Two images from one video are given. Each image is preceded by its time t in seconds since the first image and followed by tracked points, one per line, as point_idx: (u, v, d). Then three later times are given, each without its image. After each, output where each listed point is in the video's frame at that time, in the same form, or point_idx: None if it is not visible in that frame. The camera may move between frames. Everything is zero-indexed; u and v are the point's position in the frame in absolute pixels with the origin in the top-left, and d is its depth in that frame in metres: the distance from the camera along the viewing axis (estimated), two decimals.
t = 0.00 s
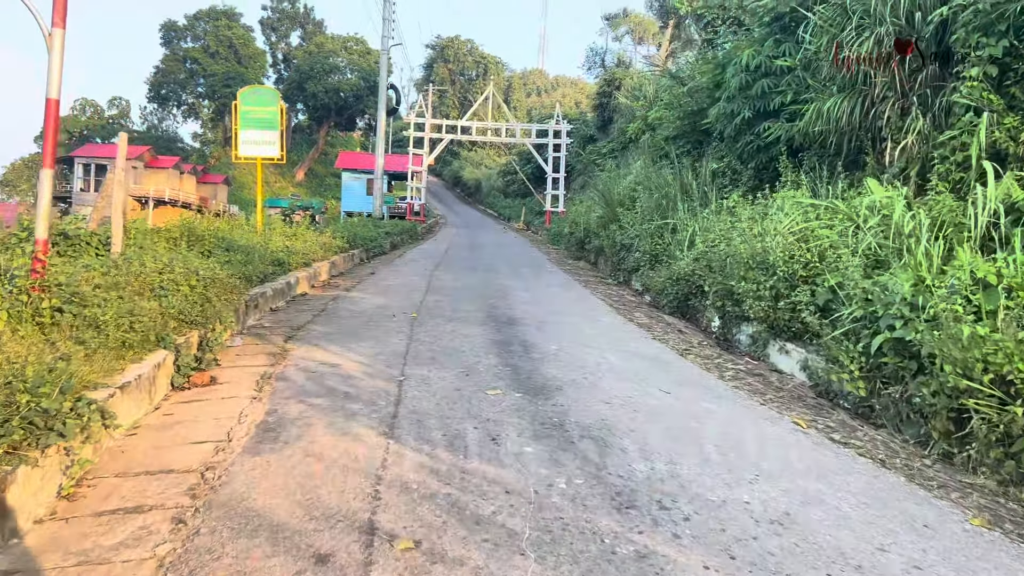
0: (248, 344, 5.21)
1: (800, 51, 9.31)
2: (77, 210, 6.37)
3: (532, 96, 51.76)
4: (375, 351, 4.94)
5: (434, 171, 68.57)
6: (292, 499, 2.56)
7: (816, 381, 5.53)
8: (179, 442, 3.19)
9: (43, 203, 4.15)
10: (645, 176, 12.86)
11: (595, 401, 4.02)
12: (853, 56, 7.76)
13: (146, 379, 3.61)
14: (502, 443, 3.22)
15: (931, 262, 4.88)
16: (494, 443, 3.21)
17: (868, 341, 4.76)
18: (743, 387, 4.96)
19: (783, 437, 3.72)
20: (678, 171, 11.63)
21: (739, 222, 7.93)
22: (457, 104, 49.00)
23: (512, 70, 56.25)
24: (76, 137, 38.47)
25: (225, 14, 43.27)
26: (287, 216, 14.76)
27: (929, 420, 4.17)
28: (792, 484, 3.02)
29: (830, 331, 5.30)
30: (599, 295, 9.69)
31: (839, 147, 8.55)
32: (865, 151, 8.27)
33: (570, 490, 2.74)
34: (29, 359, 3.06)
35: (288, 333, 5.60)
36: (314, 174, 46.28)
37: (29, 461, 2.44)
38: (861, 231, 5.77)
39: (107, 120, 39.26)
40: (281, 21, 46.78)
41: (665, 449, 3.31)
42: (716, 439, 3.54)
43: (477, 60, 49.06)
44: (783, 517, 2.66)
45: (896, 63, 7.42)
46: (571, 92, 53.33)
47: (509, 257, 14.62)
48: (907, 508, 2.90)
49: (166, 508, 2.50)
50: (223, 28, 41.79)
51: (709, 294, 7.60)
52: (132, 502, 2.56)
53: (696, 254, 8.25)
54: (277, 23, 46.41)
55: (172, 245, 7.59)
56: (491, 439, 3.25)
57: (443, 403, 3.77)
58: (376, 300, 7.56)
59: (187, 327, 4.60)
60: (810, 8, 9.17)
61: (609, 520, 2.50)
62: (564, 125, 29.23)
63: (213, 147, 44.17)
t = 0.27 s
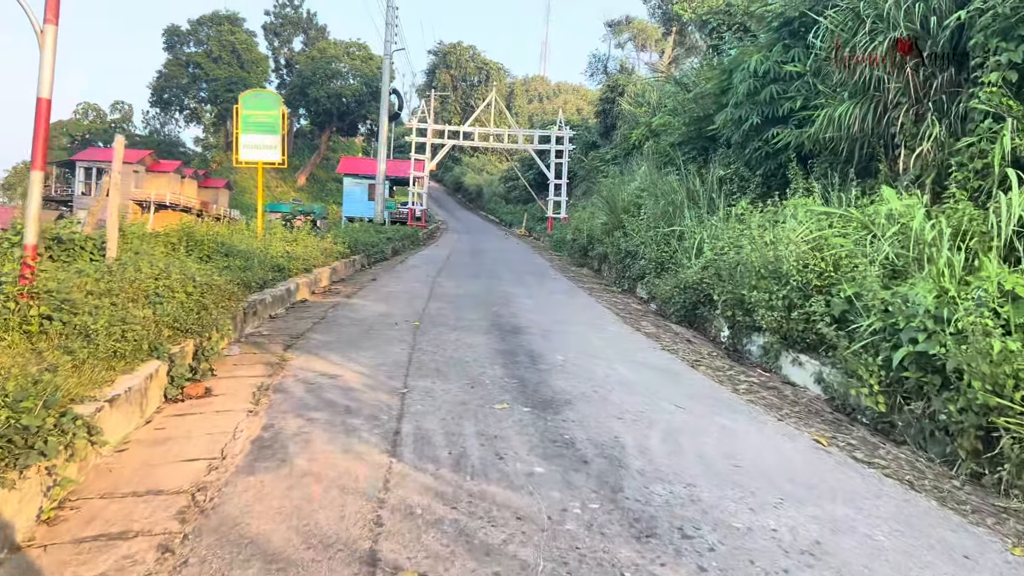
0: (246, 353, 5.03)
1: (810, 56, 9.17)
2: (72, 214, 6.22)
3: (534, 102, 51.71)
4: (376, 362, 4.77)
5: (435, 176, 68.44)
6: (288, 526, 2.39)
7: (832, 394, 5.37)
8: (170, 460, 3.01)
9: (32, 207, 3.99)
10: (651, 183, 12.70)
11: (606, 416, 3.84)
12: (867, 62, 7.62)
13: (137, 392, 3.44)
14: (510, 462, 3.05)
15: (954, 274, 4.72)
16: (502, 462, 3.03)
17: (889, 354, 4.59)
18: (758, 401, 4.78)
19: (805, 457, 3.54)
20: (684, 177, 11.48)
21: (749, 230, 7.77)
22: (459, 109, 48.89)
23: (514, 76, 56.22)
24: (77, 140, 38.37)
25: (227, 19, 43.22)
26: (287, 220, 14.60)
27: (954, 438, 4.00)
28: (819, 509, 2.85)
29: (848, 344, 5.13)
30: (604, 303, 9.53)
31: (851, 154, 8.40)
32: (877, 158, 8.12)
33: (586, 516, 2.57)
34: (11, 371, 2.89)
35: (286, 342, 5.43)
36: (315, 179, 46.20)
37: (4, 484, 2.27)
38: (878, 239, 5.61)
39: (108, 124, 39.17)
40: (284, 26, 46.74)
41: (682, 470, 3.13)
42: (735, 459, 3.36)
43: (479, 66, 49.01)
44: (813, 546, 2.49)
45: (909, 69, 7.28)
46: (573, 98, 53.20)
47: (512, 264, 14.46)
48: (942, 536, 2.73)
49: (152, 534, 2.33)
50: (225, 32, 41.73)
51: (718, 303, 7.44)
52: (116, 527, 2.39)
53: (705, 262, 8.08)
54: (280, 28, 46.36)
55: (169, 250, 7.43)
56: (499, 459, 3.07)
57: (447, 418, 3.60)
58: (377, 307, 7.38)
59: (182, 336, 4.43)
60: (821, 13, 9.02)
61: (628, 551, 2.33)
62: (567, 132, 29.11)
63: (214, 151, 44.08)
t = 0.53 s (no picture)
0: (244, 363, 4.86)
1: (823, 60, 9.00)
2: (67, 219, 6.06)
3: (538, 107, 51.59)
4: (378, 374, 4.59)
5: (438, 181, 68.32)
6: (281, 559, 2.21)
7: (851, 409, 5.19)
8: (158, 482, 2.83)
9: (20, 213, 3.83)
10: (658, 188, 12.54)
11: (620, 434, 3.65)
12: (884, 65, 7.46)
13: (126, 408, 3.26)
14: (520, 485, 2.86)
15: (981, 284, 4.54)
16: (511, 486, 2.84)
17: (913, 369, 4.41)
18: (775, 416, 4.59)
19: (831, 479, 3.34)
20: (692, 182, 11.31)
21: (762, 237, 7.61)
22: (462, 114, 48.79)
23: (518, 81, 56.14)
24: (81, 144, 38.33)
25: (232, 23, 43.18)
26: (289, 225, 14.44)
27: (986, 458, 3.82)
28: (852, 539, 2.66)
29: (869, 356, 4.95)
30: (611, 311, 9.34)
31: (865, 160, 8.23)
32: (892, 164, 7.95)
33: (602, 549, 2.38)
34: None
35: (285, 352, 5.25)
36: (318, 183, 46.11)
37: None
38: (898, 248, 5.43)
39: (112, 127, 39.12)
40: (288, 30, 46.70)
41: (703, 494, 2.94)
42: (758, 482, 3.16)
43: (483, 71, 48.91)
44: None
45: (927, 73, 7.11)
46: (577, 103, 53.05)
47: (516, 269, 14.28)
48: (985, 570, 2.54)
49: (134, 569, 2.15)
50: (230, 36, 41.70)
51: (730, 312, 7.26)
52: (96, 560, 2.21)
53: (716, 270, 7.91)
54: (284, 32, 46.31)
55: (167, 256, 7.26)
56: (508, 482, 2.89)
57: (452, 436, 3.41)
58: (380, 315, 7.20)
59: (176, 347, 4.25)
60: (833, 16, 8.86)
61: None
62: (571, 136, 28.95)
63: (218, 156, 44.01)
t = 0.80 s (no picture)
0: (238, 367, 4.68)
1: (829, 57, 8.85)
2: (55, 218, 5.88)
3: (537, 106, 51.45)
4: (377, 378, 4.42)
5: (436, 180, 68.09)
6: None
7: (865, 414, 5.04)
8: (143, 497, 2.66)
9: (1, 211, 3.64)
10: (661, 187, 12.38)
11: (631, 443, 3.48)
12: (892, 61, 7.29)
13: (110, 417, 3.08)
14: (529, 500, 2.69)
15: (1001, 285, 4.39)
16: (519, 501, 2.67)
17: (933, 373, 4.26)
18: (789, 423, 4.42)
19: (854, 491, 3.17)
20: (695, 182, 11.16)
21: (769, 237, 7.45)
22: (460, 113, 48.59)
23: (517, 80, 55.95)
24: (78, 142, 38.15)
25: (229, 21, 42.96)
26: (286, 224, 14.27)
27: (1012, 467, 3.66)
28: (882, 558, 2.49)
29: (884, 360, 4.80)
30: (614, 311, 9.19)
31: (873, 158, 8.08)
32: (902, 162, 7.81)
33: (620, 571, 2.22)
34: None
35: (281, 355, 5.08)
36: (316, 182, 45.93)
37: None
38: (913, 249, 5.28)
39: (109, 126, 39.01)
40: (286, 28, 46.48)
41: (723, 509, 2.77)
42: (779, 495, 3.00)
43: (482, 69, 48.73)
44: None
45: (937, 70, 6.96)
46: (576, 102, 52.85)
47: (516, 269, 14.13)
48: None
49: None
50: (227, 34, 41.48)
51: (737, 314, 7.11)
52: None
53: (721, 270, 7.75)
54: (282, 31, 46.12)
55: (160, 257, 7.09)
56: (516, 496, 2.72)
57: (455, 445, 3.24)
58: (378, 316, 7.02)
59: (166, 350, 4.08)
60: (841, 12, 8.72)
61: None
62: (571, 135, 28.80)
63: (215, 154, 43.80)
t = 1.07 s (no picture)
0: (227, 367, 4.51)
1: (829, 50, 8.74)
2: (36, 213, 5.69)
3: (527, 101, 51.23)
4: (372, 379, 4.26)
5: (427, 175, 67.77)
6: None
7: (872, 414, 4.92)
8: (126, 510, 2.49)
9: None
10: (656, 182, 12.25)
11: (639, 449, 3.33)
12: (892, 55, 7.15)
13: (92, 423, 2.91)
14: (537, 511, 2.55)
15: (1015, 283, 4.27)
16: (527, 512, 2.53)
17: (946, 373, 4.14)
18: (798, 425, 4.29)
19: (874, 499, 3.04)
20: (691, 177, 11.03)
21: (769, 233, 7.33)
22: (451, 107, 48.31)
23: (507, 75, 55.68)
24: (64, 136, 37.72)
25: (217, 14, 42.53)
26: (276, 220, 14.05)
27: None
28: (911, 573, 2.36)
29: (893, 359, 4.67)
30: (610, 308, 9.06)
31: (874, 153, 7.97)
32: (903, 157, 7.70)
33: None
34: None
35: (272, 355, 4.91)
36: (305, 177, 45.60)
37: None
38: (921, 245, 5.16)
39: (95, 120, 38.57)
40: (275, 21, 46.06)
41: (740, 519, 2.64)
42: (797, 504, 2.87)
43: (472, 64, 48.47)
44: None
45: (941, 64, 6.85)
46: (567, 97, 52.66)
47: (510, 265, 13.98)
48: None
49: None
50: (215, 28, 41.05)
51: (737, 311, 6.98)
52: None
53: (720, 266, 7.62)
54: (271, 24, 45.71)
55: (146, 253, 6.90)
56: (523, 507, 2.57)
57: (457, 452, 3.09)
58: (371, 313, 6.85)
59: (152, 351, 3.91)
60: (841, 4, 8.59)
61: None
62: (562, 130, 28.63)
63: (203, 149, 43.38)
